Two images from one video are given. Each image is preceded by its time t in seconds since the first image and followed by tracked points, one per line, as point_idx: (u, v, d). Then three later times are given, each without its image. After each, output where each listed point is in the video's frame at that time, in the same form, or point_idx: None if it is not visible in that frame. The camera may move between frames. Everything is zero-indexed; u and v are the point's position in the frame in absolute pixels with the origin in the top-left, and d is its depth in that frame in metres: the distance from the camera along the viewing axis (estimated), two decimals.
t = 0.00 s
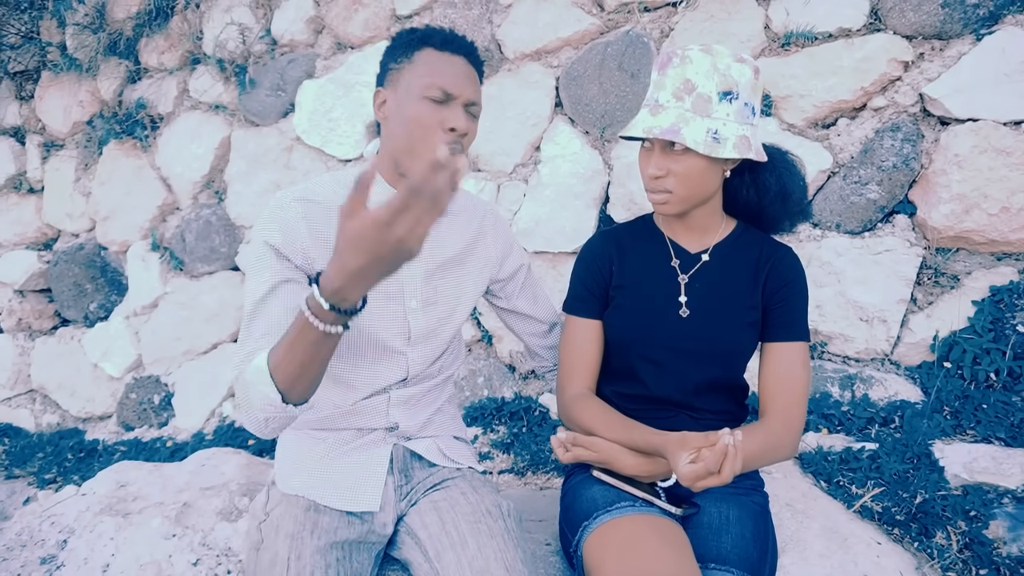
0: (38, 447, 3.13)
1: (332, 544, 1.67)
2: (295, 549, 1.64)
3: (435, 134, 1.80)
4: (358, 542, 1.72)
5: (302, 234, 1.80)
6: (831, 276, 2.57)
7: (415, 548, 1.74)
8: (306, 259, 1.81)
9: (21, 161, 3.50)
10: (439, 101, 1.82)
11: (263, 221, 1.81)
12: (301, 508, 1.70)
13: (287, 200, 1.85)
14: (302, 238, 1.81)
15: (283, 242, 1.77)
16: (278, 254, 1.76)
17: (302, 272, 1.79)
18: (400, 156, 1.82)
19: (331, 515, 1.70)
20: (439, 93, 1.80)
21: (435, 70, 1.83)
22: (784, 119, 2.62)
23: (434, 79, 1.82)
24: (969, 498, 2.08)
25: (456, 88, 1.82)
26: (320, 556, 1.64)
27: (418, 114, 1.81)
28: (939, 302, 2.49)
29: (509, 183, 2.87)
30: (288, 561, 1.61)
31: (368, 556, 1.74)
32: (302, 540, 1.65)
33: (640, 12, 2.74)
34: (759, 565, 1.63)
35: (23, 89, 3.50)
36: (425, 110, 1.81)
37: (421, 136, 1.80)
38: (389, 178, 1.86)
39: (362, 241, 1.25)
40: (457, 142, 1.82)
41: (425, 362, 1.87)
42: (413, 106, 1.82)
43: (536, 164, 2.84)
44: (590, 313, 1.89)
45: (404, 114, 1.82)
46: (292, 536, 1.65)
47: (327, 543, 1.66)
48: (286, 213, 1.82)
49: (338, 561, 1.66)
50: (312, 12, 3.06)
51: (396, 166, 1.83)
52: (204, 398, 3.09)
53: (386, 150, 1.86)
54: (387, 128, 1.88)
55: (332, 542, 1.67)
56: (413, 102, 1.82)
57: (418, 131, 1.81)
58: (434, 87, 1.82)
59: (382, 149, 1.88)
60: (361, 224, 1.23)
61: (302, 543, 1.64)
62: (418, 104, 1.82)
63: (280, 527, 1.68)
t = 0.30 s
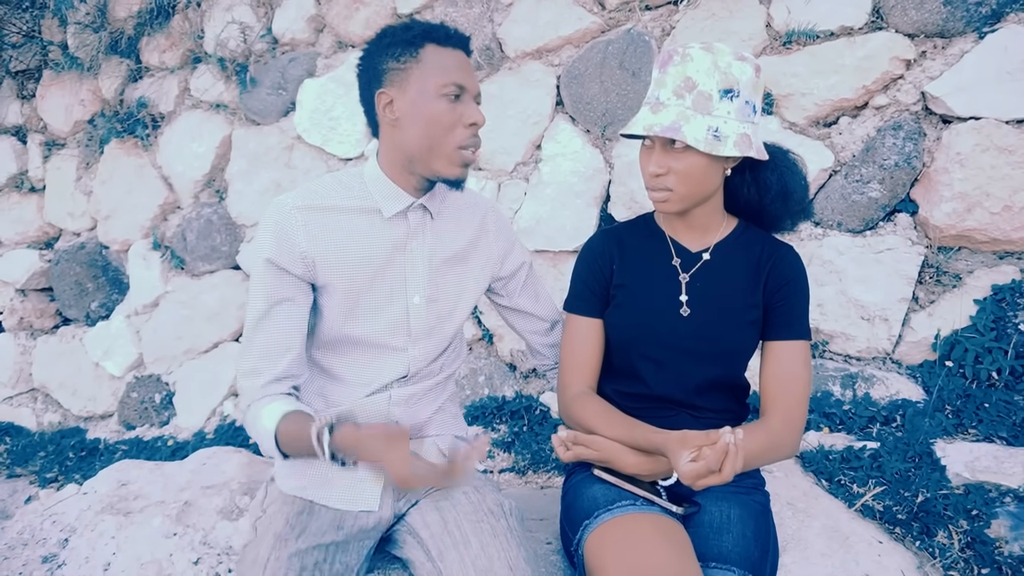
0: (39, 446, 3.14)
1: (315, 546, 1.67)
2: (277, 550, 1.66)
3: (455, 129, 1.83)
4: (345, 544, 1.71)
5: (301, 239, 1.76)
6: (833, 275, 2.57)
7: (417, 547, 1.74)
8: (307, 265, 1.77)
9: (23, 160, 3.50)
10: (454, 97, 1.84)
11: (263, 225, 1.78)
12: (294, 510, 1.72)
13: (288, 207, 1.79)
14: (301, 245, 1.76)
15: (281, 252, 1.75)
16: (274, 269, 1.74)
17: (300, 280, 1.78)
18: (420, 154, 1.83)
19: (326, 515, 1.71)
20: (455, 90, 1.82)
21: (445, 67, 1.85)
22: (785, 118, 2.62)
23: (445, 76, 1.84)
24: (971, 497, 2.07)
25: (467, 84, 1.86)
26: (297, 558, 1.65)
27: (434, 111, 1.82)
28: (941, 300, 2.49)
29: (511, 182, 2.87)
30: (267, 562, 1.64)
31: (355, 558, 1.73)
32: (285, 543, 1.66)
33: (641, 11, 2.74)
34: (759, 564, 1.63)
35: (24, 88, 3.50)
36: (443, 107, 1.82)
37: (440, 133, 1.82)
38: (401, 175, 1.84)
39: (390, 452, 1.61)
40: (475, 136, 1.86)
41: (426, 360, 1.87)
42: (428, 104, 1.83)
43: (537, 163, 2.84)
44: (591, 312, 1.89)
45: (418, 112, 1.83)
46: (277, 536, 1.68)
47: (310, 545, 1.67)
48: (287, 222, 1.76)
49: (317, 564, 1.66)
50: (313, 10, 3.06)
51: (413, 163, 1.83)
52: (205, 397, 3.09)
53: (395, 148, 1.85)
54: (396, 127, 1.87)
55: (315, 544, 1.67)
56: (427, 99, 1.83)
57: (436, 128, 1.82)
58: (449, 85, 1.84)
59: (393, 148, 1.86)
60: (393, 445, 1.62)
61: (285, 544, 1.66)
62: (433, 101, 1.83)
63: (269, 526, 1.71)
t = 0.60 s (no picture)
0: (40, 444, 3.13)
1: (332, 543, 1.66)
2: (296, 546, 1.64)
3: (455, 132, 1.82)
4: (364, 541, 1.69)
5: (301, 237, 1.76)
6: (834, 274, 2.57)
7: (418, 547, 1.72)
8: (307, 264, 1.77)
9: (23, 158, 3.50)
10: (454, 100, 1.83)
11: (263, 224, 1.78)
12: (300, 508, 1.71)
13: (287, 205, 1.79)
14: (301, 242, 1.76)
15: (282, 249, 1.75)
16: (277, 267, 1.74)
17: (301, 279, 1.77)
18: (419, 156, 1.82)
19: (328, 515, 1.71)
20: (456, 93, 1.81)
21: (447, 69, 1.84)
22: (787, 117, 2.62)
23: (446, 78, 1.83)
24: (972, 497, 2.07)
25: (468, 86, 1.85)
26: (320, 553, 1.63)
27: (435, 113, 1.82)
28: (942, 299, 2.48)
29: (512, 180, 2.86)
30: (289, 558, 1.62)
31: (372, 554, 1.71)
32: (303, 538, 1.65)
33: (642, 10, 2.74)
34: (761, 563, 1.62)
35: (24, 87, 3.49)
36: (443, 110, 1.81)
37: (440, 136, 1.81)
38: (401, 176, 1.84)
39: None
40: (475, 139, 1.85)
41: (426, 359, 1.86)
42: (429, 106, 1.82)
43: (538, 162, 2.84)
44: (592, 311, 1.89)
45: (419, 114, 1.82)
46: (293, 534, 1.66)
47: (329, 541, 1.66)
48: (285, 219, 1.77)
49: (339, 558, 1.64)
50: (314, 9, 3.06)
51: (413, 164, 1.83)
52: (206, 396, 3.09)
53: (395, 149, 1.85)
54: (396, 128, 1.86)
55: (333, 541, 1.66)
56: (428, 101, 1.82)
57: (437, 131, 1.81)
58: (450, 88, 1.83)
59: (392, 149, 1.86)
60: None
61: (302, 541, 1.65)
62: (433, 103, 1.82)
63: (281, 524, 1.69)
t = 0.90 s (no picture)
0: (41, 442, 3.14)
1: (317, 548, 1.65)
2: (280, 549, 1.63)
3: (461, 130, 1.83)
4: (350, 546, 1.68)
5: (305, 235, 1.76)
6: (836, 273, 2.56)
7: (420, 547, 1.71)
8: (312, 261, 1.77)
9: (25, 156, 3.50)
10: (460, 98, 1.84)
11: (265, 221, 1.78)
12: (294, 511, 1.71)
13: (291, 202, 1.78)
14: (305, 240, 1.76)
15: (286, 245, 1.74)
16: (283, 265, 1.73)
17: (305, 278, 1.77)
18: (424, 153, 1.83)
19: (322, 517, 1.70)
20: (462, 91, 1.82)
21: (453, 67, 1.84)
22: (789, 115, 2.62)
23: (452, 76, 1.84)
24: (974, 496, 2.06)
25: (474, 84, 1.86)
26: (300, 557, 1.62)
27: (441, 111, 1.82)
28: (944, 298, 2.48)
29: (513, 178, 2.86)
30: (270, 560, 1.60)
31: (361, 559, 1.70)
32: (289, 542, 1.64)
33: (644, 7, 2.74)
34: (763, 561, 1.62)
35: (25, 84, 3.49)
36: (450, 108, 1.82)
37: (446, 133, 1.82)
38: (404, 172, 1.84)
39: None
40: (480, 137, 1.86)
41: (429, 357, 1.86)
42: (435, 104, 1.83)
43: (540, 160, 2.83)
44: (593, 310, 1.88)
45: (424, 111, 1.83)
46: (280, 537, 1.65)
47: (312, 547, 1.64)
48: (290, 216, 1.76)
49: (320, 562, 1.63)
50: (315, 6, 3.05)
51: (416, 162, 1.83)
52: (206, 394, 3.09)
53: (400, 146, 1.85)
54: (401, 125, 1.86)
55: (315, 547, 1.65)
56: (434, 99, 1.83)
57: (442, 128, 1.82)
58: (456, 86, 1.83)
59: (396, 146, 1.86)
60: None
61: (289, 545, 1.64)
62: (440, 101, 1.83)
63: (273, 525, 1.69)
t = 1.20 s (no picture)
0: (42, 439, 3.14)
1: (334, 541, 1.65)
2: (297, 543, 1.62)
3: (461, 130, 1.83)
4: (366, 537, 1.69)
5: (306, 233, 1.76)
6: (838, 271, 2.56)
7: (422, 543, 1.70)
8: (314, 260, 1.77)
9: (26, 154, 3.51)
10: (462, 97, 1.84)
11: (267, 220, 1.78)
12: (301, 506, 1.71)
13: (292, 201, 1.79)
14: (306, 239, 1.75)
15: (287, 243, 1.74)
16: (284, 264, 1.74)
17: (306, 276, 1.77)
18: (424, 152, 1.83)
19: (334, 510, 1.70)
20: (463, 90, 1.82)
21: (455, 66, 1.84)
22: (790, 113, 2.62)
23: (454, 75, 1.83)
24: (975, 494, 2.05)
25: (476, 84, 1.86)
26: (320, 550, 1.62)
27: (442, 111, 1.82)
28: (946, 297, 2.47)
29: (513, 176, 2.86)
30: (292, 555, 1.60)
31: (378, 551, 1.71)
32: (304, 535, 1.64)
33: (645, 5, 2.74)
34: (763, 559, 1.62)
35: (26, 82, 3.50)
36: (450, 107, 1.82)
37: (447, 133, 1.82)
38: (405, 171, 1.84)
39: None
40: (482, 137, 1.85)
41: (429, 354, 1.86)
42: (437, 103, 1.83)
43: (540, 157, 2.83)
44: (594, 307, 1.88)
45: (425, 110, 1.83)
46: (296, 531, 1.65)
47: (328, 540, 1.65)
48: (291, 215, 1.76)
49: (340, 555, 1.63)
50: (316, 4, 3.05)
51: (416, 160, 1.83)
52: (207, 392, 3.09)
53: (401, 145, 1.85)
54: (402, 124, 1.86)
55: (332, 539, 1.65)
56: (435, 98, 1.83)
57: (444, 128, 1.82)
58: (458, 85, 1.83)
59: (397, 145, 1.86)
60: None
61: (304, 538, 1.64)
62: (441, 100, 1.82)
63: (276, 521, 1.68)
